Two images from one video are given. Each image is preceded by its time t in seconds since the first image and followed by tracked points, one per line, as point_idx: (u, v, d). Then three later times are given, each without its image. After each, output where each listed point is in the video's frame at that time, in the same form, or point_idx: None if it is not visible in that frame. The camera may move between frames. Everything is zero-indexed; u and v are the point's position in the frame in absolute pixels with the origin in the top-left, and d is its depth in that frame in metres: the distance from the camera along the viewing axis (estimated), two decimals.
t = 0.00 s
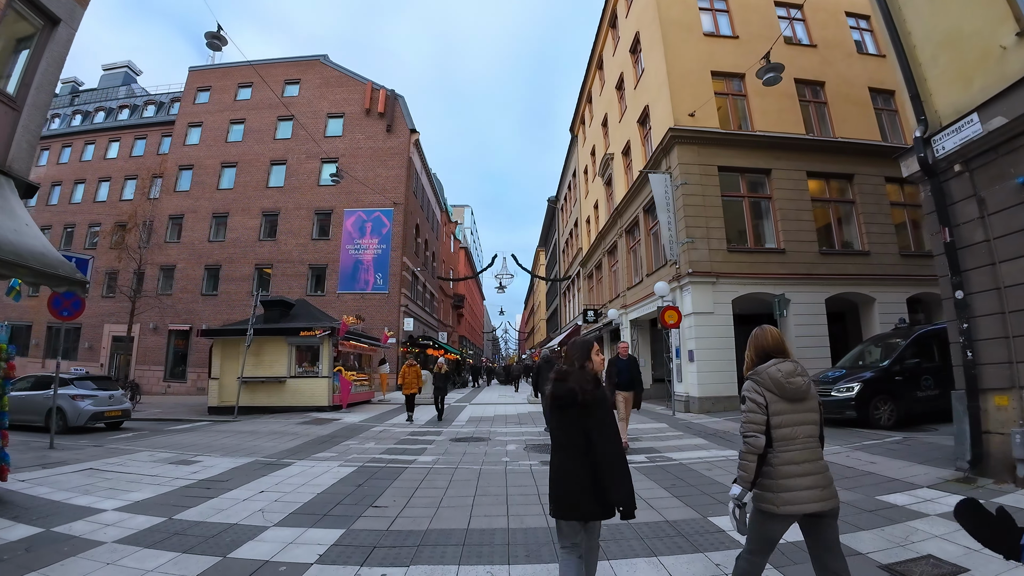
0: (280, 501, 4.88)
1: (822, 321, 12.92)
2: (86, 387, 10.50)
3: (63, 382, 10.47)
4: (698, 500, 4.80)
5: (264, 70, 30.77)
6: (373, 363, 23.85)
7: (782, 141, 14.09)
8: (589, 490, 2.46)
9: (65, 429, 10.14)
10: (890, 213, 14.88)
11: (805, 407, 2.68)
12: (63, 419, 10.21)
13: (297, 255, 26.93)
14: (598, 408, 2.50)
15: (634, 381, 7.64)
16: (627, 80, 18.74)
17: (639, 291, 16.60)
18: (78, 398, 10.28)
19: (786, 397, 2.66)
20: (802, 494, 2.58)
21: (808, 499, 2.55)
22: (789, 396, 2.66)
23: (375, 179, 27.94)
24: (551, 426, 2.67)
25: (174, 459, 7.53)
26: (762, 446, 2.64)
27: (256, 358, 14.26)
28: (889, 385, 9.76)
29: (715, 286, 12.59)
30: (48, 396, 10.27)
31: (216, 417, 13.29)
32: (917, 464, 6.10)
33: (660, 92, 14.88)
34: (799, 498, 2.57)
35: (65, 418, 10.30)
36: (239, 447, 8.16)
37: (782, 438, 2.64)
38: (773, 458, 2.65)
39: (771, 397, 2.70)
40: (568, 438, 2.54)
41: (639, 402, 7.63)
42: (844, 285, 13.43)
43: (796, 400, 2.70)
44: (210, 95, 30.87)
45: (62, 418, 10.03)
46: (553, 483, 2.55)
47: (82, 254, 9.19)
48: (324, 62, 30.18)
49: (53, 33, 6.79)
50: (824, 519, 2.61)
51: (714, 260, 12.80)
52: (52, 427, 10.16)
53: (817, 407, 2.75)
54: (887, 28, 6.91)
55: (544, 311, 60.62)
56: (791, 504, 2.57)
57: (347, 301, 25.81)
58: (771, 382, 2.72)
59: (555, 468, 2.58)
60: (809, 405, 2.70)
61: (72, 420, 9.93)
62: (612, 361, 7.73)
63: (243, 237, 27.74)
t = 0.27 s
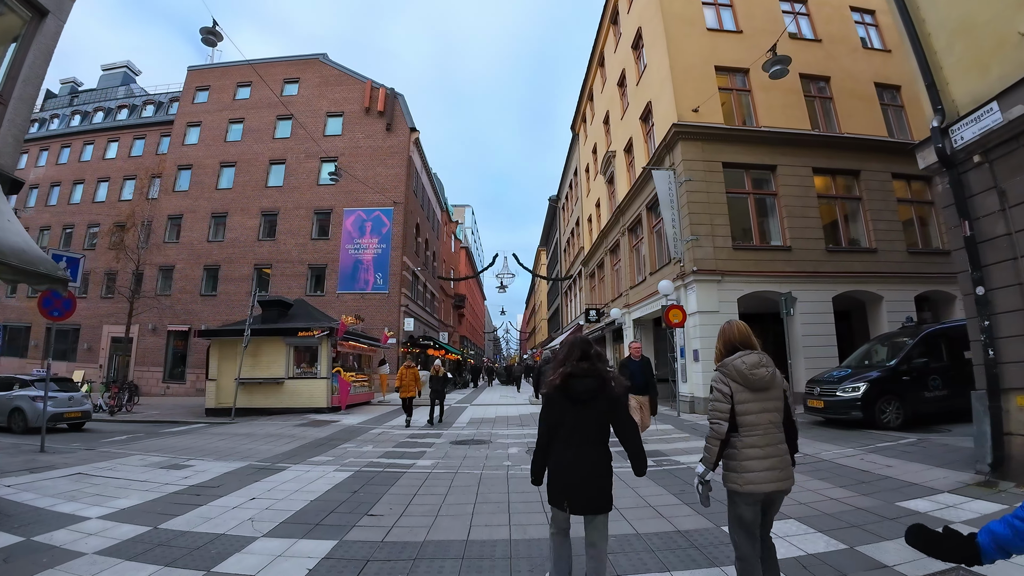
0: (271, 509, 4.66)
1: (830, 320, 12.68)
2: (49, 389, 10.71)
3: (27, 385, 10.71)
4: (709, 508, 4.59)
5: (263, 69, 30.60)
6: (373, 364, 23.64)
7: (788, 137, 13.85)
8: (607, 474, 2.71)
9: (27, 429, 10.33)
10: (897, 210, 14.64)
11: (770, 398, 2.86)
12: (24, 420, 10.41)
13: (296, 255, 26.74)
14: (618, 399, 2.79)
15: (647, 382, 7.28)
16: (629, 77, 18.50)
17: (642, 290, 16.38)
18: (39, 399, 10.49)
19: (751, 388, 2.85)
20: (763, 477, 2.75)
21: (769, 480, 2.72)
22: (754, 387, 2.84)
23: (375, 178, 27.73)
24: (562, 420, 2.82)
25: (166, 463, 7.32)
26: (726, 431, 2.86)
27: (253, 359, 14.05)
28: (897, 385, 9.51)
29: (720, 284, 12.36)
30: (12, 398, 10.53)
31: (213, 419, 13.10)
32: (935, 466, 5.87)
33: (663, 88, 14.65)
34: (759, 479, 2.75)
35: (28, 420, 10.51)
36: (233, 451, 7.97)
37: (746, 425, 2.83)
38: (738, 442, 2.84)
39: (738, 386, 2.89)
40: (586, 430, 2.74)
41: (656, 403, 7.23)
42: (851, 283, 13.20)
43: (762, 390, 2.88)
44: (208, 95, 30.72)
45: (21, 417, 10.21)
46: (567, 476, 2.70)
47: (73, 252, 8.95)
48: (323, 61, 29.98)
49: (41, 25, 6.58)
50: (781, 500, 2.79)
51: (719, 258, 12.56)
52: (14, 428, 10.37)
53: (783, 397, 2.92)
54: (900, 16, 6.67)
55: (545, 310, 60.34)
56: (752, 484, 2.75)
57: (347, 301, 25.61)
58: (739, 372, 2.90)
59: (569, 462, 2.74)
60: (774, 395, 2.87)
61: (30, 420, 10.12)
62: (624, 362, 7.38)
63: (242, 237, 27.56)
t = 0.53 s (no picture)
0: (264, 516, 4.45)
1: (839, 318, 12.42)
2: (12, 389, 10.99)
3: None
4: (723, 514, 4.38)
5: (263, 68, 30.47)
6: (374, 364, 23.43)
7: (795, 132, 13.61)
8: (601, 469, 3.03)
9: None
10: (906, 206, 14.38)
11: (745, 399, 3.02)
12: None
13: (296, 254, 26.57)
14: (608, 401, 3.17)
15: (669, 382, 6.89)
16: (632, 73, 18.27)
17: (647, 289, 16.15)
18: None
19: (726, 390, 3.01)
20: (739, 472, 2.89)
21: (744, 477, 2.86)
22: (729, 389, 3.01)
23: (376, 177, 27.54)
24: (563, 424, 3.04)
25: (160, 467, 7.12)
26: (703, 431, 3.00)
27: (252, 360, 13.86)
28: (904, 385, 9.22)
29: (727, 282, 12.12)
30: None
31: (211, 420, 12.92)
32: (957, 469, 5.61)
33: (667, 83, 14.40)
34: (736, 474, 2.89)
35: None
36: (230, 453, 7.78)
37: (722, 425, 2.98)
38: (715, 442, 2.99)
39: (715, 390, 3.06)
40: (585, 431, 3.03)
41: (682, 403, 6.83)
42: (859, 280, 12.95)
43: (738, 392, 3.05)
44: (209, 94, 30.61)
45: None
46: (571, 474, 2.92)
47: (67, 250, 8.75)
48: (323, 60, 29.82)
49: (31, 16, 6.40)
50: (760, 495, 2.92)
51: (725, 255, 12.31)
52: None
53: (757, 399, 3.09)
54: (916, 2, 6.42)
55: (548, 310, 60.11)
56: (728, 481, 2.88)
57: (348, 301, 25.42)
58: (715, 376, 3.08)
59: (570, 460, 2.99)
60: (750, 397, 3.04)
61: None
62: (643, 360, 6.94)
63: (243, 236, 27.40)
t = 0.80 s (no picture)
0: (256, 524, 4.30)
1: (846, 316, 12.22)
2: None
3: None
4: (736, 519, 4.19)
5: (262, 66, 30.28)
6: (374, 363, 23.24)
7: (800, 127, 13.42)
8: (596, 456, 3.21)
9: None
10: (913, 202, 14.20)
11: (726, 387, 3.16)
12: None
13: (296, 253, 26.39)
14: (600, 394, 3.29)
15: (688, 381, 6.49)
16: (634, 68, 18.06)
17: (650, 287, 15.98)
18: None
19: (709, 379, 3.14)
20: (719, 456, 3.03)
21: (722, 458, 3.01)
22: (712, 377, 3.13)
23: (375, 176, 27.34)
24: (559, 417, 3.17)
25: (154, 469, 6.96)
26: (686, 416, 3.14)
27: (250, 360, 13.67)
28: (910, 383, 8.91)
29: (732, 279, 11.92)
30: None
31: (209, 421, 12.74)
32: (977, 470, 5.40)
33: (671, 78, 14.20)
34: (715, 458, 3.02)
35: None
36: (225, 455, 7.61)
37: (703, 410, 3.11)
38: (696, 425, 3.11)
39: (697, 377, 3.18)
40: (581, 421, 3.18)
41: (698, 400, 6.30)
42: (866, 277, 12.76)
43: (719, 380, 3.18)
44: (207, 93, 30.43)
45: None
46: (572, 464, 3.05)
47: (58, 247, 8.54)
48: (322, 57, 29.63)
49: (20, 6, 6.20)
50: (736, 477, 3.05)
51: (730, 252, 12.13)
52: None
53: (736, 387, 3.24)
54: None
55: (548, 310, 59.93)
56: (708, 462, 3.01)
57: (348, 300, 25.24)
58: (698, 364, 3.20)
59: (569, 450, 3.12)
60: (729, 385, 3.18)
61: None
62: (666, 358, 6.74)
63: (241, 235, 27.22)
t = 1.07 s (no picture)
0: (240, 534, 4.13)
1: (846, 316, 12.10)
2: None
3: None
4: (743, 528, 4.01)
5: (257, 63, 29.95)
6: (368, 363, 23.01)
7: (800, 124, 13.27)
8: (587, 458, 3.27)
9: None
10: (913, 200, 14.09)
11: (697, 398, 3.38)
12: None
13: (290, 252, 26.10)
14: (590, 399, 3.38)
15: (714, 386, 4.89)
16: (633, 65, 17.86)
17: (648, 286, 15.83)
18: None
19: (681, 391, 3.35)
20: (690, 460, 3.24)
21: (693, 462, 3.23)
22: (684, 389, 3.34)
23: (371, 173, 27.06)
24: (552, 420, 3.23)
25: (139, 473, 6.74)
26: (661, 424, 3.35)
27: (242, 360, 13.43)
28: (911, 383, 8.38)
29: (732, 278, 11.76)
30: None
31: (199, 422, 12.48)
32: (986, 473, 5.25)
33: (669, 74, 14.02)
34: (686, 462, 3.25)
35: None
36: (213, 458, 7.39)
37: (675, 420, 3.32)
38: (668, 434, 3.33)
39: (671, 389, 3.40)
40: (573, 423, 3.25)
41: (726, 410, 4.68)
42: (866, 276, 12.64)
43: (691, 392, 3.39)
44: (201, 89, 30.09)
45: None
46: (564, 465, 3.11)
47: (42, 244, 8.25)
48: (318, 54, 29.33)
49: None
50: (706, 482, 3.22)
51: (730, 250, 11.97)
52: None
53: (708, 399, 3.46)
54: None
55: (545, 309, 59.75)
56: (680, 466, 3.24)
57: (342, 298, 24.98)
58: (671, 377, 3.42)
59: (561, 451, 3.18)
60: (700, 397, 3.39)
61: None
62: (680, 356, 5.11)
63: (235, 233, 26.91)
